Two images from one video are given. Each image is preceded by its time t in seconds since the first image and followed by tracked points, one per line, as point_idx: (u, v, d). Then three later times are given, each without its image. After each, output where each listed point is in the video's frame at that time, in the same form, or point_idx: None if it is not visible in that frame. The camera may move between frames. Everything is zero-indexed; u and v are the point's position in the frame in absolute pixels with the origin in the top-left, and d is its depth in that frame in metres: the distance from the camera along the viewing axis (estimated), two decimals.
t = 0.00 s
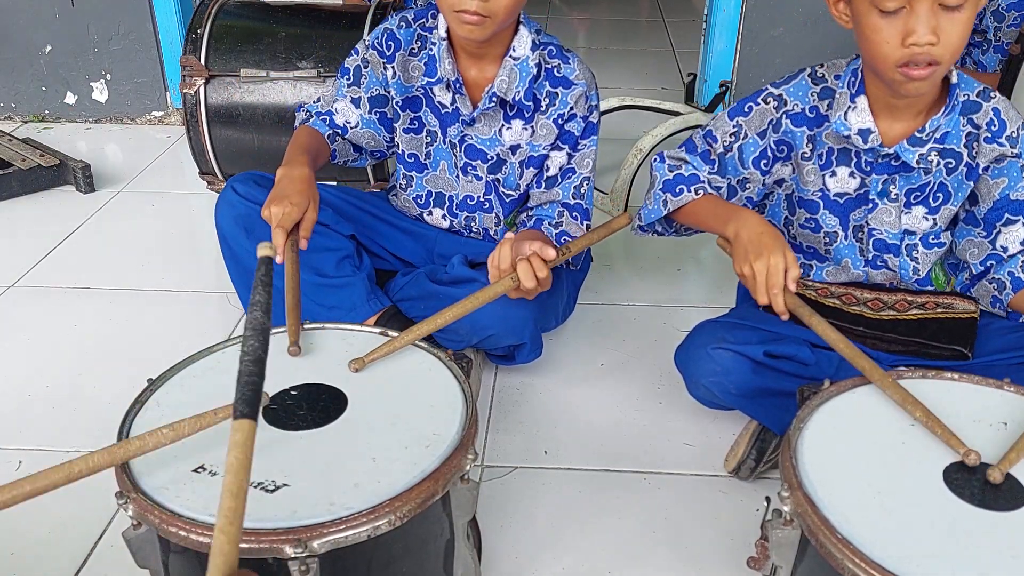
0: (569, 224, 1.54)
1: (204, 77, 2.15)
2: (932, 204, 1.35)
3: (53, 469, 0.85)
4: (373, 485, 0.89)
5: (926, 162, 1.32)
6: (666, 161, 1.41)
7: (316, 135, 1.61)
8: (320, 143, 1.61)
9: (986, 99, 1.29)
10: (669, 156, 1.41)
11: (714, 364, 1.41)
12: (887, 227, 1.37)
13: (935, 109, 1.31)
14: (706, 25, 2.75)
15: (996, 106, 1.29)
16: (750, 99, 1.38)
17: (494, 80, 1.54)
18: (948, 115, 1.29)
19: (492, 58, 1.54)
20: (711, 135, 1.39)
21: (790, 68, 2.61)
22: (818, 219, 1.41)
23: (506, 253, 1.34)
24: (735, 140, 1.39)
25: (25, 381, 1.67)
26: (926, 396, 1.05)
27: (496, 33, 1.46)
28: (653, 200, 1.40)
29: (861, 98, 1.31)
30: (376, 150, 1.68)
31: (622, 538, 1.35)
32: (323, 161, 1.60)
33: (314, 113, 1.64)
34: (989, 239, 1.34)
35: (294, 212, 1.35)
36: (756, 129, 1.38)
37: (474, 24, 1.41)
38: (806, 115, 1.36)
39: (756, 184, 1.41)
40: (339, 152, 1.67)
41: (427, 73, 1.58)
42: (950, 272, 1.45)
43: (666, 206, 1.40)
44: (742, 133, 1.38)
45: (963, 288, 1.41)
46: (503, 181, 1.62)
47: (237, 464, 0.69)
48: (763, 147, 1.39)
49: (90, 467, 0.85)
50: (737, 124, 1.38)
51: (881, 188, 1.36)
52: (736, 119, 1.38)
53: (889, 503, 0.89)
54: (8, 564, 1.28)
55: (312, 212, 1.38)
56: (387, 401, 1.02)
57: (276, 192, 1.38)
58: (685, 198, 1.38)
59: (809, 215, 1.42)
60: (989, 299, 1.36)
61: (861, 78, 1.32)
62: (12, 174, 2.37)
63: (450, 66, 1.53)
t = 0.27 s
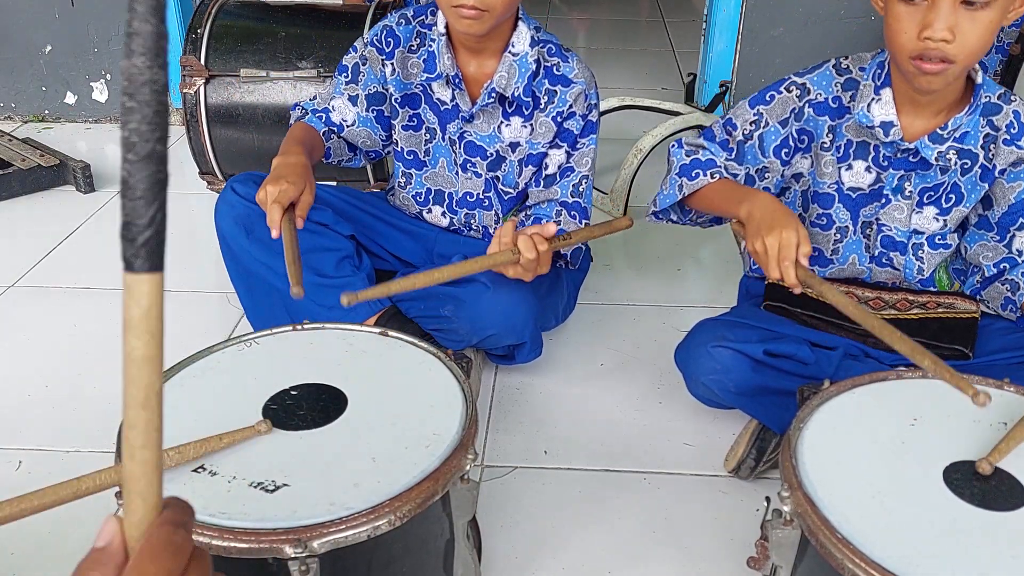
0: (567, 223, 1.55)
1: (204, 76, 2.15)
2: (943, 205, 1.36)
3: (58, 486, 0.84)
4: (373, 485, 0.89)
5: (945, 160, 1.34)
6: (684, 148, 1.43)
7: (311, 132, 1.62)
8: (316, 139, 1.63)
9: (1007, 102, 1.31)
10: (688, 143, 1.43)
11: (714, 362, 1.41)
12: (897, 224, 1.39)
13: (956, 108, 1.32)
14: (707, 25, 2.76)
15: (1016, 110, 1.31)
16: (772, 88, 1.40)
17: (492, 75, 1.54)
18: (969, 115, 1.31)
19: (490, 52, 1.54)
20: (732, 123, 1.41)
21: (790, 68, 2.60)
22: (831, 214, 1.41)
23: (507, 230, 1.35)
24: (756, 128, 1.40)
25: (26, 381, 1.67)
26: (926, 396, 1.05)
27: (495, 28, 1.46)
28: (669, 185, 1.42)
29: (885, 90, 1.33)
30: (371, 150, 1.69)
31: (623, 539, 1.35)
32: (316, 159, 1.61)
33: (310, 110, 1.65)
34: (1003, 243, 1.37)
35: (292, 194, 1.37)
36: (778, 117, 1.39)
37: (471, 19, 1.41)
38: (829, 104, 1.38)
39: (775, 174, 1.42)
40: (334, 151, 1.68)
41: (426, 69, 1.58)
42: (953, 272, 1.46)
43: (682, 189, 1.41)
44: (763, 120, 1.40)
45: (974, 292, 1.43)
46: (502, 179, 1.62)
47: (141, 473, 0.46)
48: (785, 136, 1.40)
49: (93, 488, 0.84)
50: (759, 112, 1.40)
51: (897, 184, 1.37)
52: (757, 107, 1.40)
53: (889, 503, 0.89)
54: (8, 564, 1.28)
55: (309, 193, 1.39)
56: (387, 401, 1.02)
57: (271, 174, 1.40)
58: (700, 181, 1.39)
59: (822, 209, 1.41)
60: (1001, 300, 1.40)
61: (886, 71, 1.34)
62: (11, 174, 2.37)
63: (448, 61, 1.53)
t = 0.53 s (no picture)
0: (564, 222, 1.54)
1: (204, 77, 2.15)
2: (943, 205, 1.36)
3: (56, 483, 0.81)
4: (372, 486, 0.89)
5: (947, 161, 1.34)
6: (692, 143, 1.44)
7: (312, 136, 1.62)
8: (315, 143, 1.63)
9: (1011, 105, 1.31)
10: (695, 138, 1.44)
11: (714, 362, 1.41)
12: (897, 224, 1.39)
13: (961, 110, 1.32)
14: (706, 24, 2.75)
15: (1021, 113, 1.31)
16: (779, 85, 1.40)
17: (491, 74, 1.54)
18: (973, 116, 1.31)
19: (488, 52, 1.54)
20: (739, 121, 1.42)
21: (790, 68, 2.60)
22: (832, 212, 1.41)
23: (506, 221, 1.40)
24: (763, 125, 1.40)
25: (25, 381, 1.67)
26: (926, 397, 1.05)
27: (492, 26, 1.46)
28: (675, 180, 1.43)
29: (891, 89, 1.33)
30: (372, 150, 1.68)
31: (623, 539, 1.35)
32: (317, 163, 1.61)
33: (310, 113, 1.64)
34: (1001, 245, 1.36)
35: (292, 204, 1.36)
36: (784, 115, 1.40)
37: (469, 17, 1.41)
38: (834, 101, 1.38)
39: (783, 171, 1.42)
40: (334, 153, 1.68)
41: (423, 69, 1.58)
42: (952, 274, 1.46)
43: (687, 186, 1.41)
44: (770, 118, 1.40)
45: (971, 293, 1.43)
46: (500, 179, 1.62)
47: None
48: (791, 133, 1.40)
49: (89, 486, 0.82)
50: (765, 110, 1.40)
51: (899, 183, 1.37)
52: (764, 105, 1.40)
53: (889, 502, 0.89)
54: (8, 564, 1.28)
55: (307, 207, 1.38)
56: (385, 402, 1.02)
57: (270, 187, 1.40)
58: (706, 178, 1.40)
59: (824, 207, 1.41)
60: (998, 302, 1.41)
61: (894, 69, 1.34)
62: (12, 174, 2.37)
63: (447, 61, 1.53)
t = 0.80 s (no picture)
0: (566, 220, 1.54)
1: (204, 77, 2.15)
2: (943, 203, 1.36)
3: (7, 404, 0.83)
4: (372, 486, 0.89)
5: (946, 159, 1.34)
6: (691, 155, 1.43)
7: (308, 136, 1.62)
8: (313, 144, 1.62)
9: (1009, 101, 1.31)
10: (694, 150, 1.43)
11: (714, 363, 1.41)
12: (898, 222, 1.38)
13: (960, 107, 1.32)
14: (706, 25, 2.75)
15: (1019, 109, 1.31)
16: (780, 85, 1.40)
17: (491, 73, 1.54)
18: (972, 114, 1.31)
19: (489, 51, 1.54)
20: (742, 125, 1.41)
21: (790, 68, 2.60)
22: (835, 211, 1.41)
23: (502, 240, 1.40)
24: (768, 128, 1.40)
25: (25, 381, 1.67)
26: (926, 397, 1.05)
27: (491, 27, 1.46)
28: (678, 195, 1.42)
29: (891, 88, 1.32)
30: (372, 150, 1.68)
31: (623, 539, 1.35)
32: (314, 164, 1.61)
33: (309, 113, 1.64)
34: (1002, 242, 1.37)
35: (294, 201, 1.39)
36: (787, 115, 1.39)
37: (469, 18, 1.41)
38: (836, 99, 1.38)
39: (789, 172, 1.42)
40: (333, 154, 1.67)
41: (425, 69, 1.58)
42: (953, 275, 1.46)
43: (690, 200, 1.41)
44: (773, 120, 1.40)
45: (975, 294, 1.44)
46: (501, 178, 1.62)
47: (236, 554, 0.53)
48: (797, 133, 1.40)
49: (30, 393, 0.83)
50: (768, 112, 1.40)
51: (899, 181, 1.37)
52: (767, 106, 1.40)
53: (889, 503, 0.89)
54: (8, 564, 1.28)
55: (301, 206, 1.39)
56: (385, 402, 1.02)
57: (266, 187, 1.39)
58: (709, 192, 1.39)
59: (826, 207, 1.41)
60: (1002, 302, 1.41)
61: (893, 67, 1.34)
62: (12, 174, 2.37)
63: (448, 60, 1.53)
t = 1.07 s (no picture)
0: (566, 217, 1.55)
1: (204, 76, 2.15)
2: (942, 200, 1.36)
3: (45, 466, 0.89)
4: (372, 486, 0.89)
5: (944, 154, 1.33)
6: (689, 139, 1.42)
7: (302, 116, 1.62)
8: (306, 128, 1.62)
9: (1006, 97, 1.31)
10: (692, 134, 1.42)
11: (714, 362, 1.41)
12: (897, 218, 1.38)
13: (959, 102, 1.31)
14: (706, 24, 2.75)
15: (1016, 104, 1.31)
16: (777, 79, 1.41)
17: (491, 72, 1.54)
18: (970, 109, 1.30)
19: (490, 49, 1.53)
20: (738, 117, 1.41)
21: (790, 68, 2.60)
22: (833, 207, 1.41)
23: (501, 260, 1.34)
24: (762, 120, 1.40)
25: (26, 381, 1.67)
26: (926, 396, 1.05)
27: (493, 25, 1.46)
28: (672, 178, 1.42)
29: (888, 84, 1.32)
30: (362, 142, 1.69)
31: (623, 539, 1.35)
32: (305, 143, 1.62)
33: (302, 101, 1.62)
34: (1001, 239, 1.36)
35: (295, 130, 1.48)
36: (783, 109, 1.39)
37: (469, 18, 1.41)
38: (831, 94, 1.38)
39: (781, 167, 1.41)
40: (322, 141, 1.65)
41: (425, 66, 1.58)
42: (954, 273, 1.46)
43: (683, 181, 1.40)
44: (768, 113, 1.40)
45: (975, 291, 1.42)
46: (501, 175, 1.62)
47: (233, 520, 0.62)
48: (790, 127, 1.40)
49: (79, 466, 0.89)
50: (764, 105, 1.40)
51: (897, 177, 1.37)
52: (762, 100, 1.40)
53: (888, 503, 0.89)
54: (8, 564, 1.28)
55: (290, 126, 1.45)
56: (385, 402, 1.02)
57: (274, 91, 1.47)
58: (701, 173, 1.39)
59: (824, 202, 1.41)
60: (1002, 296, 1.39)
61: (891, 63, 1.33)
62: (12, 174, 2.37)
63: (448, 58, 1.53)
